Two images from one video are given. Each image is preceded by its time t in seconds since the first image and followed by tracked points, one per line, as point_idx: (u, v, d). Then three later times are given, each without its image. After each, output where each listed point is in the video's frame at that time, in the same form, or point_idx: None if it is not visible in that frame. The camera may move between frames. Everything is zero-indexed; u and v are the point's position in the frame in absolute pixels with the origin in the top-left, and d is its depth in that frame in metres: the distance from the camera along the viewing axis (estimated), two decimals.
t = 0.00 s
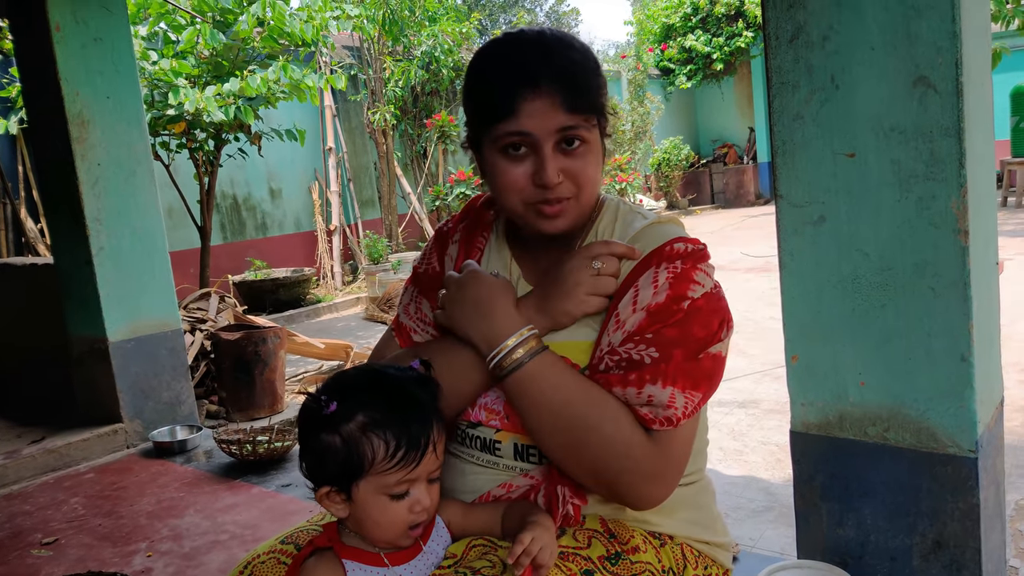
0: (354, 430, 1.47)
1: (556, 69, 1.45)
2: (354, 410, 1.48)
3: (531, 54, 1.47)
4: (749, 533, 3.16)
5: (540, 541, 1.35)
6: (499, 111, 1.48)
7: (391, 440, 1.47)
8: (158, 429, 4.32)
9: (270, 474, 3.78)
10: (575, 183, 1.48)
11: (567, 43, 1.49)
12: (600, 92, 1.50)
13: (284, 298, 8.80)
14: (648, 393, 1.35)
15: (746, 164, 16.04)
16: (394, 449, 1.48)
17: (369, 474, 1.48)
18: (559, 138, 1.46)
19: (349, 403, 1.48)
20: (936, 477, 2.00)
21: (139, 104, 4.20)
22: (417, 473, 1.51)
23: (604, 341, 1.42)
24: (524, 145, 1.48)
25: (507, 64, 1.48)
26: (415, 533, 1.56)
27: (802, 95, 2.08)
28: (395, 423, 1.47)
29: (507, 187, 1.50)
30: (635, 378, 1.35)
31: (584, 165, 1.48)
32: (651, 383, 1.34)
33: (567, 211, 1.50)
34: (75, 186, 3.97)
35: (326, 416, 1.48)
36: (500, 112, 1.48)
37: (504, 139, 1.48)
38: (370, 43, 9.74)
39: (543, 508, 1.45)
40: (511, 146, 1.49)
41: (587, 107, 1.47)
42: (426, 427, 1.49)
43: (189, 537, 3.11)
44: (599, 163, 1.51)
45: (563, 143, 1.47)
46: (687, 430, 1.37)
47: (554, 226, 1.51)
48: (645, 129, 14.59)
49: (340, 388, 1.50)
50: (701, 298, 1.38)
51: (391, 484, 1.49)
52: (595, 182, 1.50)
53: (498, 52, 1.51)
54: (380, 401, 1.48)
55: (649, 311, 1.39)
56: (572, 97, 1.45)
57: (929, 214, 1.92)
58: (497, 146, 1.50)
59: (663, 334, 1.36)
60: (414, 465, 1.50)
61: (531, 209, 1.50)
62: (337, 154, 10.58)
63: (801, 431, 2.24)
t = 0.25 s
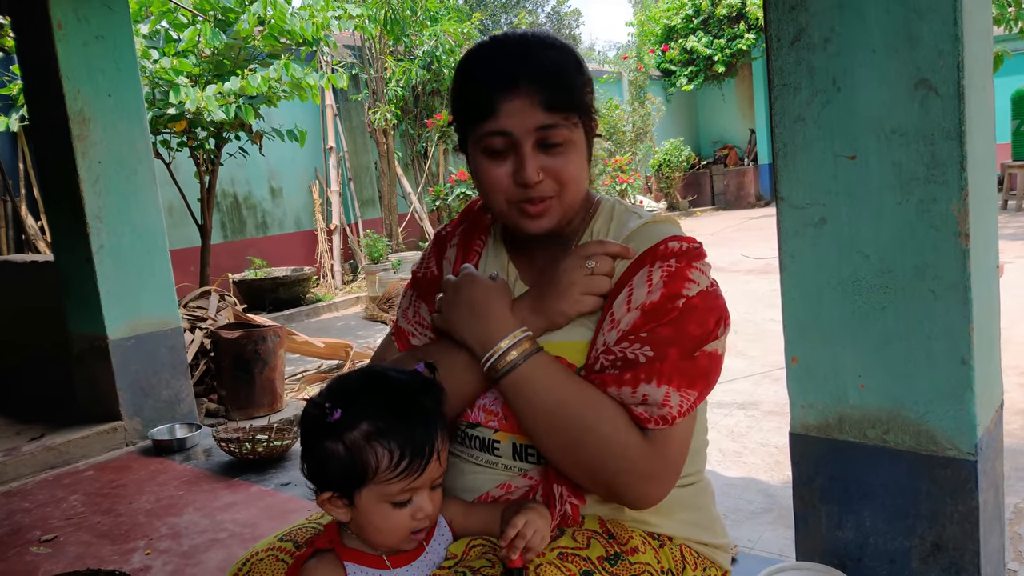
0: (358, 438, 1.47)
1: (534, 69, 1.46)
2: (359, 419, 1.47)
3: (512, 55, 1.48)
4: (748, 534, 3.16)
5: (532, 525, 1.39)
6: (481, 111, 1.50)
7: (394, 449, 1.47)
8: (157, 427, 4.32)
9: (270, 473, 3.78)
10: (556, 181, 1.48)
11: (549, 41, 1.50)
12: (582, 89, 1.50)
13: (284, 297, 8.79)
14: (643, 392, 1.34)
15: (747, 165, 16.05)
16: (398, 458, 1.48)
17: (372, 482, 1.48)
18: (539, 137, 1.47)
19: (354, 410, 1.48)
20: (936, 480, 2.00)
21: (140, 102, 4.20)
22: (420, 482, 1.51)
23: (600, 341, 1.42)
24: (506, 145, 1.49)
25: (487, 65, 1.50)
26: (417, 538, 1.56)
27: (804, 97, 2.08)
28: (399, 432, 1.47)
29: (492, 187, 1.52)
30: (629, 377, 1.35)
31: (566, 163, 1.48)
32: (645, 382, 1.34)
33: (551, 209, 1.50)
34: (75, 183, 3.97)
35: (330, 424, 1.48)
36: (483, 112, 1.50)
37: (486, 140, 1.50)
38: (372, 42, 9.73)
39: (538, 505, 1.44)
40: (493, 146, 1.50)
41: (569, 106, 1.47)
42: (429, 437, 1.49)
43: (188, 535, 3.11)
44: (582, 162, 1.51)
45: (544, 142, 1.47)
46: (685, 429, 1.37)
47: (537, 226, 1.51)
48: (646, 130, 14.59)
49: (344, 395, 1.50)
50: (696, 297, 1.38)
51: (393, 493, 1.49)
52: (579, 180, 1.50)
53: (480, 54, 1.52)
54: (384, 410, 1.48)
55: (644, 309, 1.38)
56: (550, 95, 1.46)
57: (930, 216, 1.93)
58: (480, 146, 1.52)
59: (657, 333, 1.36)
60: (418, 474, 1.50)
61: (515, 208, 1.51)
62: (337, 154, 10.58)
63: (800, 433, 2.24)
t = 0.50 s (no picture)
0: (356, 440, 1.47)
1: (524, 71, 1.46)
2: (357, 420, 1.48)
3: (505, 55, 1.48)
4: (746, 537, 3.16)
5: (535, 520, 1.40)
6: (471, 109, 1.51)
7: (392, 452, 1.47)
8: (156, 427, 4.32)
9: (268, 474, 3.78)
10: (541, 182, 1.48)
11: (546, 45, 1.49)
12: (573, 93, 1.49)
13: (283, 297, 8.78)
14: (647, 403, 1.34)
15: (747, 168, 16.06)
16: (396, 461, 1.47)
17: (369, 485, 1.48)
18: (526, 137, 1.47)
19: (352, 413, 1.48)
20: (934, 484, 2.00)
21: (141, 102, 4.20)
22: (417, 486, 1.51)
23: (598, 347, 1.42)
24: (494, 144, 1.50)
25: (480, 64, 1.50)
26: (414, 542, 1.55)
27: (804, 101, 2.09)
28: (397, 435, 1.47)
29: (479, 185, 1.53)
30: (633, 388, 1.35)
31: (552, 165, 1.48)
32: (649, 393, 1.34)
33: (535, 211, 1.50)
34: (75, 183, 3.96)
35: (328, 425, 1.48)
36: (472, 110, 1.50)
37: (475, 138, 1.51)
38: (372, 43, 9.73)
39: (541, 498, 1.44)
40: (482, 144, 1.51)
41: (558, 108, 1.46)
42: (426, 440, 1.49)
43: (186, 536, 3.10)
44: (571, 164, 1.50)
45: (531, 143, 1.47)
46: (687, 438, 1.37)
47: (521, 226, 1.51)
48: (646, 132, 14.59)
49: (343, 397, 1.50)
50: (693, 300, 1.37)
51: (390, 496, 1.49)
52: (566, 184, 1.50)
53: (476, 52, 1.53)
54: (382, 412, 1.48)
55: (642, 315, 1.38)
56: (540, 97, 1.45)
57: (930, 221, 1.93)
58: (470, 144, 1.54)
59: (657, 340, 1.35)
60: (415, 478, 1.50)
61: (500, 207, 1.52)
62: (337, 154, 10.58)
63: (799, 436, 2.24)
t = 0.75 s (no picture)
0: (362, 441, 1.47)
1: (514, 70, 1.46)
2: (364, 421, 1.48)
3: (494, 54, 1.49)
4: (745, 540, 3.16)
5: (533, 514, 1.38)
6: (461, 107, 1.51)
7: (398, 454, 1.47)
8: (154, 427, 4.31)
9: (266, 475, 3.77)
10: (528, 182, 1.48)
11: (539, 43, 1.49)
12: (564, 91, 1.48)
13: (282, 298, 8.77)
14: (655, 407, 1.34)
15: (746, 170, 16.06)
16: (401, 463, 1.48)
17: (373, 486, 1.48)
18: (513, 138, 1.47)
19: (359, 413, 1.48)
20: (934, 487, 2.00)
21: (141, 103, 4.19)
22: (420, 488, 1.51)
23: (604, 350, 1.42)
24: (482, 144, 1.51)
25: (472, 61, 1.51)
26: (415, 545, 1.55)
27: (805, 103, 2.09)
28: (404, 436, 1.47)
29: (468, 183, 1.54)
30: (640, 393, 1.35)
31: (541, 165, 1.48)
32: (657, 397, 1.34)
33: (523, 210, 1.52)
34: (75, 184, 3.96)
35: (334, 425, 1.48)
36: (463, 108, 1.51)
37: (464, 138, 1.52)
38: (372, 44, 9.72)
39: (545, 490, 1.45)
40: (471, 145, 1.52)
41: (546, 107, 1.46)
42: (431, 441, 1.49)
43: (184, 537, 3.10)
44: (561, 163, 1.50)
45: (519, 144, 1.47)
46: (696, 436, 1.38)
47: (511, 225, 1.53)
48: (646, 134, 14.59)
49: (349, 398, 1.50)
50: (695, 298, 1.37)
51: (394, 498, 1.49)
52: (555, 183, 1.50)
53: (469, 49, 1.53)
54: (389, 413, 1.48)
55: (646, 315, 1.37)
56: (528, 96, 1.45)
57: (930, 223, 1.93)
58: (461, 144, 1.55)
59: (662, 341, 1.35)
60: (419, 480, 1.50)
61: (489, 205, 1.53)
62: (337, 155, 10.57)
63: (799, 439, 2.24)
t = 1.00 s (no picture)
0: (363, 444, 1.46)
1: (510, 76, 1.45)
2: (365, 424, 1.47)
3: (488, 59, 1.49)
4: (743, 541, 3.15)
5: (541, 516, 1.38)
6: (457, 113, 1.52)
7: (399, 457, 1.46)
8: (151, 430, 4.30)
9: (264, 477, 3.77)
10: (523, 190, 1.49)
11: (537, 45, 1.48)
12: (561, 96, 1.47)
13: (279, 300, 8.76)
14: (619, 398, 1.33)
15: (744, 171, 16.07)
16: (402, 466, 1.47)
17: (374, 489, 1.48)
18: (506, 146, 1.47)
19: (360, 416, 1.47)
20: (932, 488, 2.01)
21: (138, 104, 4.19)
22: (420, 491, 1.50)
23: (585, 348, 1.44)
24: (477, 152, 1.51)
25: (469, 66, 1.51)
26: (415, 548, 1.54)
27: (802, 104, 2.08)
28: (405, 439, 1.47)
29: (465, 188, 1.55)
30: (606, 385, 1.35)
31: (535, 173, 1.48)
32: (621, 388, 1.33)
33: (520, 215, 1.53)
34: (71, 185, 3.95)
35: (335, 428, 1.47)
36: (459, 115, 1.52)
37: (459, 146, 1.53)
38: (370, 46, 9.72)
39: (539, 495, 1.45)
40: (466, 152, 1.53)
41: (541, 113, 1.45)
42: (432, 444, 1.48)
43: (182, 539, 3.09)
44: (557, 169, 1.50)
45: (513, 151, 1.47)
46: (672, 429, 1.34)
47: (508, 232, 1.54)
48: (643, 135, 14.60)
49: (350, 400, 1.49)
50: (679, 296, 1.36)
51: (394, 501, 1.49)
52: (550, 188, 1.50)
53: (467, 54, 1.53)
54: (391, 416, 1.48)
55: (624, 312, 1.38)
56: (523, 103, 1.44)
57: (927, 224, 1.93)
58: (457, 151, 1.56)
59: (639, 336, 1.35)
60: (420, 483, 1.49)
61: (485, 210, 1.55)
62: (335, 157, 10.57)
63: (797, 440, 2.24)
